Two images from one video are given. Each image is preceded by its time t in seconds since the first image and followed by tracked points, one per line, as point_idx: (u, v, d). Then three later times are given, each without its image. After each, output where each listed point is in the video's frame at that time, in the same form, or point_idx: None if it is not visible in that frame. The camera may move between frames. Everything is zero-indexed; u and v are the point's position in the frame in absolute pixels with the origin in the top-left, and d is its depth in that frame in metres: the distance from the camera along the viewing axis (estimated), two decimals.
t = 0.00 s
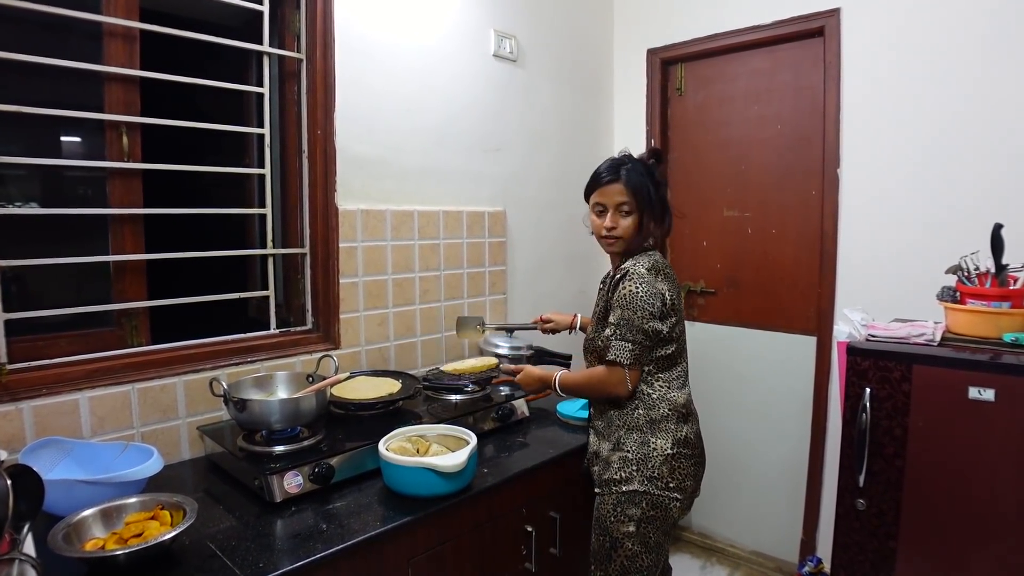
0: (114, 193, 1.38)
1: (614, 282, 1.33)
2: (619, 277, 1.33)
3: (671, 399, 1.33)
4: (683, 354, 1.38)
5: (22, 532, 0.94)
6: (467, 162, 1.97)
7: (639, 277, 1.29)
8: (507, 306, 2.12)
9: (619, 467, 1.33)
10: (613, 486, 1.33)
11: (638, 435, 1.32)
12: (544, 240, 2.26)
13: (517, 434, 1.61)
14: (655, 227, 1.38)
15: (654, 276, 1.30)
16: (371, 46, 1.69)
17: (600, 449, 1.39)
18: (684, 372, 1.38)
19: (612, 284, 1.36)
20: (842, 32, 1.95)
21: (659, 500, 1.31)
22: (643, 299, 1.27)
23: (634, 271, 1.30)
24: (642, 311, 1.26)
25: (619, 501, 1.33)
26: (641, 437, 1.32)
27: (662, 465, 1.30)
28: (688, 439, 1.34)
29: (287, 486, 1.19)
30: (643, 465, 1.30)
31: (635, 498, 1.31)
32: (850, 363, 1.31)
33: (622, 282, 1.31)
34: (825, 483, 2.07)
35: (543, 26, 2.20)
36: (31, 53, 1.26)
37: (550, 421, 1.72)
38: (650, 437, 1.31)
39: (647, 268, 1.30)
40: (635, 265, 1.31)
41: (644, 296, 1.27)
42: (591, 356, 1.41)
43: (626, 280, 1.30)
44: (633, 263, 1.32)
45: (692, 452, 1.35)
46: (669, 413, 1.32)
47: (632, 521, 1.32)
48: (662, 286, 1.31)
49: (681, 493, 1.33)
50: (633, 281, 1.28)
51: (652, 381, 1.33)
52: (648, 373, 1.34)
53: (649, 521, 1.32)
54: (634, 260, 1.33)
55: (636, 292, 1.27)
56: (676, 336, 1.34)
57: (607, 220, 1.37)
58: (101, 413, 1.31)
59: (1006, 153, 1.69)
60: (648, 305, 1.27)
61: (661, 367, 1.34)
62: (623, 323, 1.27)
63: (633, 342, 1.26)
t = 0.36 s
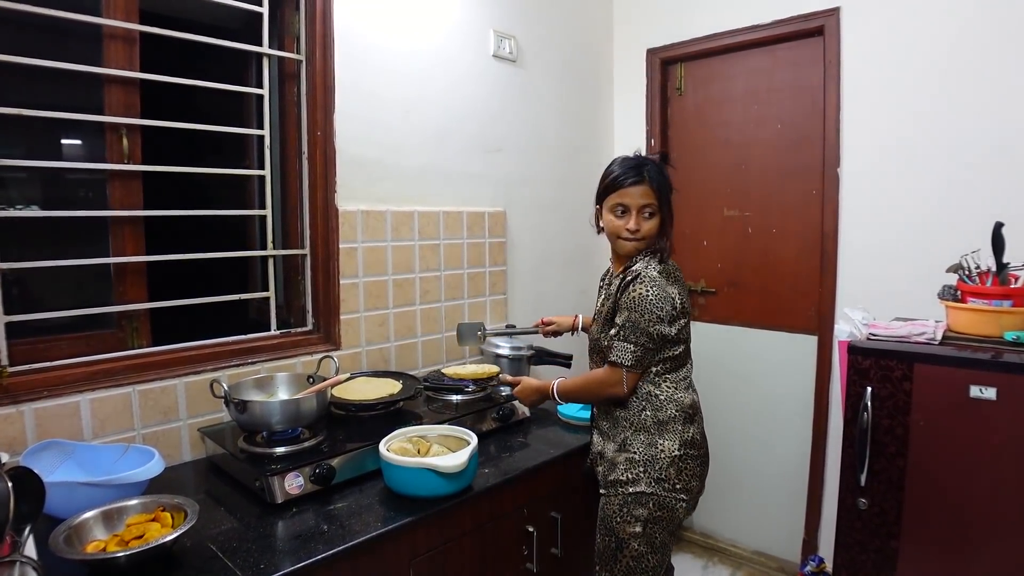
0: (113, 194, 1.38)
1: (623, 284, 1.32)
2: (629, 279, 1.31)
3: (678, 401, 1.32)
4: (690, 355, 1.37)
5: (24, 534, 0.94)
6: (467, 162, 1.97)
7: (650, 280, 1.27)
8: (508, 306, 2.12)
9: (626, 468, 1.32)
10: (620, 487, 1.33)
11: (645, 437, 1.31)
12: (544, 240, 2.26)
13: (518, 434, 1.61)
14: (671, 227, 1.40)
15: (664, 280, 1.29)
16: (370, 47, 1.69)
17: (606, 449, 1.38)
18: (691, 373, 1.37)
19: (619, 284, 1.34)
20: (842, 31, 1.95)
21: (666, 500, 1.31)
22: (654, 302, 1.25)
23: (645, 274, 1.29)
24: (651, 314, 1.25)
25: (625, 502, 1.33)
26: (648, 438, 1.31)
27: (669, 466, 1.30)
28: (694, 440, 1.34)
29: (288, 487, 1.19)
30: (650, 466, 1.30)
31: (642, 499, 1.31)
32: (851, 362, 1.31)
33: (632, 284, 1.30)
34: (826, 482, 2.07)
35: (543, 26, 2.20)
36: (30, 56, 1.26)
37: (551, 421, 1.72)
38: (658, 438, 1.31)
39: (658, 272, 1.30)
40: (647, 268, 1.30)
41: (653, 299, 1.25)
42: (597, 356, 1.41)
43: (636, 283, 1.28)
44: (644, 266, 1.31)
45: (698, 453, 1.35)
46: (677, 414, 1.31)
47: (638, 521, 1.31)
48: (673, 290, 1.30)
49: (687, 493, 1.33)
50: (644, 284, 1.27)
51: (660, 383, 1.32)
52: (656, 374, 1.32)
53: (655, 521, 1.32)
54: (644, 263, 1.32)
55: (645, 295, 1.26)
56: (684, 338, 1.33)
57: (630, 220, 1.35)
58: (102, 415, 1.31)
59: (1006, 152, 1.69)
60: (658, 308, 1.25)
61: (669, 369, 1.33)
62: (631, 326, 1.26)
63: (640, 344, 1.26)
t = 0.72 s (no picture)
0: (112, 193, 1.38)
1: (627, 281, 1.32)
2: (633, 277, 1.31)
3: (681, 399, 1.32)
4: (691, 354, 1.37)
5: (23, 532, 0.93)
6: (466, 161, 1.97)
7: (654, 279, 1.28)
8: (507, 304, 2.12)
9: (628, 467, 1.32)
10: (622, 486, 1.33)
11: (648, 435, 1.31)
12: (544, 237, 2.26)
13: (518, 432, 1.61)
14: (643, 232, 1.35)
15: (669, 279, 1.29)
16: (370, 46, 1.69)
17: (607, 447, 1.38)
18: (693, 372, 1.37)
19: (624, 281, 1.34)
20: (842, 30, 1.95)
21: (669, 499, 1.31)
22: (657, 301, 1.26)
23: (651, 272, 1.29)
24: (654, 313, 1.25)
25: (628, 500, 1.33)
26: (651, 437, 1.31)
27: (672, 465, 1.30)
28: (697, 439, 1.34)
29: (288, 485, 1.19)
30: (653, 465, 1.30)
31: (645, 498, 1.31)
32: (851, 360, 1.31)
33: (636, 282, 1.30)
34: (826, 481, 2.07)
35: (542, 25, 2.20)
36: (29, 55, 1.26)
37: (551, 419, 1.72)
38: (660, 437, 1.31)
39: (663, 271, 1.30)
40: (652, 267, 1.30)
41: (656, 298, 1.26)
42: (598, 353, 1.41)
43: (640, 281, 1.28)
44: (649, 264, 1.31)
45: (700, 451, 1.35)
46: (679, 413, 1.31)
47: (641, 520, 1.31)
48: (676, 289, 1.30)
49: (689, 492, 1.33)
50: (648, 282, 1.27)
51: (662, 381, 1.32)
52: (657, 372, 1.32)
53: (658, 520, 1.32)
54: (648, 261, 1.32)
55: (649, 294, 1.26)
56: (687, 337, 1.33)
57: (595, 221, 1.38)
58: (101, 414, 1.31)
59: (1005, 150, 1.69)
60: (661, 307, 1.26)
61: (671, 367, 1.33)
62: (633, 324, 1.26)
63: (642, 343, 1.26)
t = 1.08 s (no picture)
0: (110, 190, 1.38)
1: (615, 275, 1.33)
2: (621, 270, 1.32)
3: (672, 392, 1.32)
4: (683, 347, 1.37)
5: (22, 528, 0.94)
6: (463, 156, 1.97)
7: (640, 271, 1.28)
8: (505, 299, 2.12)
9: (620, 459, 1.32)
10: (614, 478, 1.33)
11: (639, 428, 1.32)
12: (542, 232, 2.26)
13: (516, 426, 1.62)
14: (612, 225, 1.35)
15: (657, 270, 1.29)
16: (366, 41, 1.69)
17: (600, 440, 1.39)
18: (685, 365, 1.37)
19: (613, 275, 1.35)
20: (839, 22, 1.94)
21: (660, 491, 1.31)
22: (644, 294, 1.26)
23: (635, 265, 1.28)
24: (642, 306, 1.26)
25: (620, 493, 1.33)
26: (642, 430, 1.31)
27: (663, 458, 1.30)
28: (689, 431, 1.34)
29: (287, 481, 1.20)
30: (644, 458, 1.30)
31: (636, 490, 1.31)
32: (849, 351, 1.31)
33: (623, 276, 1.30)
34: (825, 473, 2.07)
35: (538, 19, 2.20)
36: (25, 52, 1.26)
37: (549, 413, 1.72)
38: (652, 430, 1.31)
39: (648, 263, 1.29)
40: (637, 259, 1.30)
41: (644, 290, 1.26)
42: (591, 347, 1.41)
43: (627, 274, 1.29)
44: (635, 256, 1.31)
45: (693, 444, 1.35)
46: (671, 405, 1.31)
47: (633, 512, 1.32)
48: (664, 281, 1.29)
49: (682, 485, 1.33)
50: (634, 276, 1.27)
51: (654, 373, 1.33)
52: (649, 365, 1.33)
53: (650, 512, 1.32)
54: (636, 253, 1.32)
55: (636, 287, 1.26)
56: (678, 330, 1.33)
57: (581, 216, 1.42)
58: (100, 411, 1.31)
59: (1003, 140, 1.68)
60: (649, 299, 1.26)
61: (662, 360, 1.33)
62: (622, 318, 1.27)
63: (631, 337, 1.27)
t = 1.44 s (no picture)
0: (100, 187, 1.37)
1: (601, 271, 1.33)
2: (607, 266, 1.32)
3: (662, 387, 1.32)
4: (673, 342, 1.38)
5: (13, 526, 0.94)
6: (455, 152, 1.97)
7: (626, 267, 1.28)
8: (498, 297, 2.12)
9: (610, 456, 1.33)
10: (605, 474, 1.34)
11: (629, 424, 1.32)
12: (534, 228, 2.26)
13: (508, 423, 1.62)
14: (600, 221, 1.35)
15: (642, 265, 1.29)
16: (357, 37, 1.68)
17: (592, 437, 1.39)
18: (675, 360, 1.38)
19: (600, 271, 1.35)
20: (831, 18, 1.95)
21: (651, 487, 1.32)
22: (630, 289, 1.26)
23: (621, 260, 1.29)
24: (628, 300, 1.26)
25: (611, 489, 1.33)
26: (632, 426, 1.32)
27: (654, 453, 1.31)
28: (679, 427, 1.34)
29: (280, 478, 1.20)
30: (635, 454, 1.31)
31: (627, 486, 1.32)
32: (839, 347, 1.32)
33: (609, 271, 1.31)
34: (816, 467, 2.08)
35: (530, 15, 2.19)
36: (14, 47, 1.25)
37: (541, 410, 1.72)
38: (642, 426, 1.31)
39: (634, 258, 1.29)
40: (622, 255, 1.30)
41: (629, 285, 1.26)
42: (581, 344, 1.41)
43: (613, 270, 1.29)
44: (620, 252, 1.31)
45: (683, 439, 1.35)
46: (661, 401, 1.32)
47: (624, 508, 1.32)
48: (650, 275, 1.29)
49: (672, 480, 1.34)
50: (620, 271, 1.28)
51: (643, 369, 1.33)
52: (638, 361, 1.33)
53: (641, 507, 1.33)
54: (621, 248, 1.33)
55: (622, 282, 1.27)
56: (666, 325, 1.33)
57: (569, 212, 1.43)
58: (92, 409, 1.31)
59: (993, 136, 1.69)
60: (635, 294, 1.26)
61: (651, 356, 1.33)
62: (609, 314, 1.27)
63: (620, 332, 1.27)
